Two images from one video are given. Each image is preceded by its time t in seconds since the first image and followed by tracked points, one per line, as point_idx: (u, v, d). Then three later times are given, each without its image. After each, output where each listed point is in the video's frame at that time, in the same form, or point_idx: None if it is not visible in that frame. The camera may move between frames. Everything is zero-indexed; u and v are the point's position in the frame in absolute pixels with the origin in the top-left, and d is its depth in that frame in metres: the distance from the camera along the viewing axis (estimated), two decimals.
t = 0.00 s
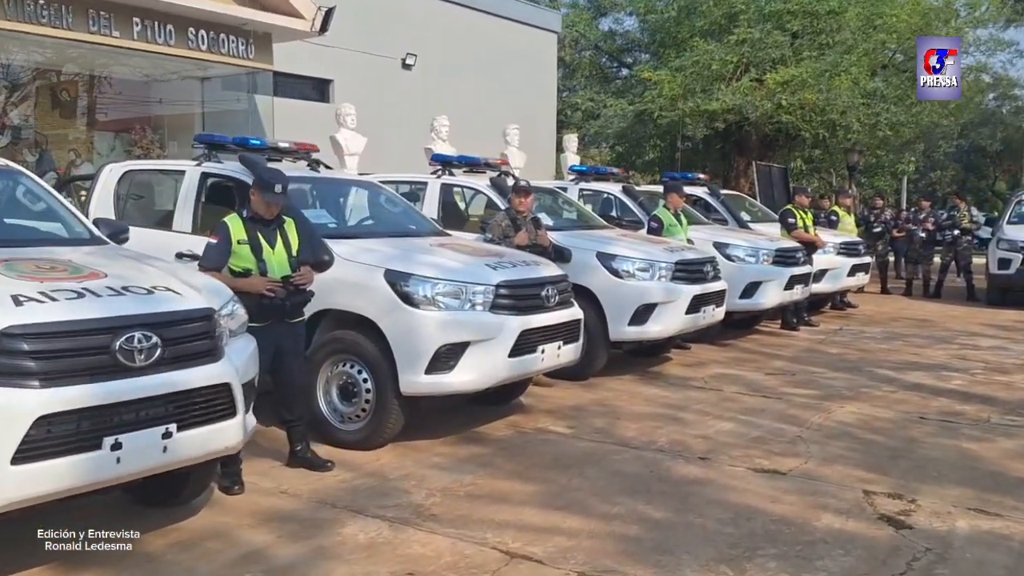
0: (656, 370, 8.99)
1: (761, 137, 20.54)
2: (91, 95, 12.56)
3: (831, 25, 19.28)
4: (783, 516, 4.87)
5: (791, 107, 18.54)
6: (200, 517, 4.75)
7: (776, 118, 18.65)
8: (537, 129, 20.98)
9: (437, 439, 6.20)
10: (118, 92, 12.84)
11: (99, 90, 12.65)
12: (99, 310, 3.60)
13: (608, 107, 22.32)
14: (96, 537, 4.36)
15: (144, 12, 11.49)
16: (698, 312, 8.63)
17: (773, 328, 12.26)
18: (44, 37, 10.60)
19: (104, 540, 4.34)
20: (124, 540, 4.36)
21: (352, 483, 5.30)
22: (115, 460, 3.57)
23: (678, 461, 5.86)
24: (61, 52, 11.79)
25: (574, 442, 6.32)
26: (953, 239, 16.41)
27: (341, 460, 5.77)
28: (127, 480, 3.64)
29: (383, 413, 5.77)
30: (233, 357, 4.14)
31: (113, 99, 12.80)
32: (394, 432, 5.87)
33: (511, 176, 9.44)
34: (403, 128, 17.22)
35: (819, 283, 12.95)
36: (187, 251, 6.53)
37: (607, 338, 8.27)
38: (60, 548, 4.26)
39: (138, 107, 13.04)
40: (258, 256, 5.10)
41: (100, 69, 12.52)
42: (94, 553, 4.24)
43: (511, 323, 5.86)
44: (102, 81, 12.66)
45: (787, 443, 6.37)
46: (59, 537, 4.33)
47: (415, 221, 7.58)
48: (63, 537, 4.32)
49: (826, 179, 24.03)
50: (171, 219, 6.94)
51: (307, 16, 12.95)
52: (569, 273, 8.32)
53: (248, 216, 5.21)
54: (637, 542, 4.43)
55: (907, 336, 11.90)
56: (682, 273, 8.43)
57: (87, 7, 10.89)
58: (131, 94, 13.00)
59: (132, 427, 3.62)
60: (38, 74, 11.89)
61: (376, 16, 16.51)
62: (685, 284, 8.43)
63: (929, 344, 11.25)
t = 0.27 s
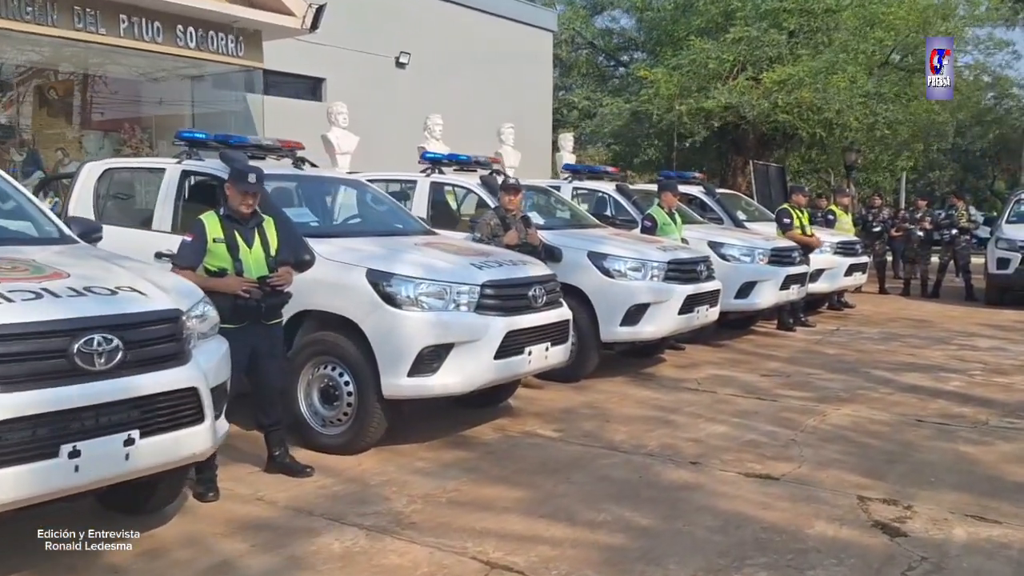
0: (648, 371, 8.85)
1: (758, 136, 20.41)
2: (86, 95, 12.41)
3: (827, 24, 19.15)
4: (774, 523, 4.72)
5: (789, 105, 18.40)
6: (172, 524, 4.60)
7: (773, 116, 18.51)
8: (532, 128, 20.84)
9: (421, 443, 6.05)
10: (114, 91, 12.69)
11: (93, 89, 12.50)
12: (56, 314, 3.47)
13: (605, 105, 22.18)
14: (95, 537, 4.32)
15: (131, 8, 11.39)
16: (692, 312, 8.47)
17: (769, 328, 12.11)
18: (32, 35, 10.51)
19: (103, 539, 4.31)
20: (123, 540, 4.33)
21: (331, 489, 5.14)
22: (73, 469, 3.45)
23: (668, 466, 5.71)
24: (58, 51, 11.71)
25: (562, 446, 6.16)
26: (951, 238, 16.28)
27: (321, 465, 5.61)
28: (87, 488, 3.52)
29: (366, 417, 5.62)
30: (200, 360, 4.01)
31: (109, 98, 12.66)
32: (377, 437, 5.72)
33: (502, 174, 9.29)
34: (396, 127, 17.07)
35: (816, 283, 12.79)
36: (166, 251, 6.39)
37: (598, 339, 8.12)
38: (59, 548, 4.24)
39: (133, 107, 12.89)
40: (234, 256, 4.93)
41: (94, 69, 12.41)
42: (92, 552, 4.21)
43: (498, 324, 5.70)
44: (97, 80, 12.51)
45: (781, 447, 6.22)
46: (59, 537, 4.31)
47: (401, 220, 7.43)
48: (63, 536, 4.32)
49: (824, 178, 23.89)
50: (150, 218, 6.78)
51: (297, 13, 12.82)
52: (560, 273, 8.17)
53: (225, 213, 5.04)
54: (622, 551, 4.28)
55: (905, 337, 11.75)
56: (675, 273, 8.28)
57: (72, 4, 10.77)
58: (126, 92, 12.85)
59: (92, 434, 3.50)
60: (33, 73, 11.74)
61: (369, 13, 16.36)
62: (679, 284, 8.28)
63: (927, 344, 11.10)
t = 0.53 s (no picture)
0: (640, 376, 8.68)
1: (755, 136, 20.25)
2: (79, 95, 12.20)
3: (825, 23, 18.98)
4: (762, 535, 4.55)
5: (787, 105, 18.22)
6: (136, 537, 4.43)
7: (770, 116, 18.33)
8: (527, 128, 20.67)
9: (400, 451, 5.88)
10: (110, 90, 12.51)
11: (88, 88, 12.30)
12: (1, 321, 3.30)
13: (601, 105, 21.99)
14: (96, 536, 4.39)
15: (117, 6, 11.37)
16: (682, 315, 8.31)
17: (765, 330, 11.93)
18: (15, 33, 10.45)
19: (104, 539, 4.38)
20: (125, 540, 4.40)
21: (303, 500, 4.97)
22: (17, 483, 3.30)
23: (654, 475, 5.53)
24: (54, 50, 11.62)
25: (546, 453, 5.99)
26: (950, 240, 16.05)
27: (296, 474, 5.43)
28: (36, 503, 3.38)
29: (342, 425, 5.44)
30: (158, 367, 3.83)
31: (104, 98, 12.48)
32: (354, 445, 5.55)
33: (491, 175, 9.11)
34: (390, 127, 16.89)
35: (813, 285, 12.61)
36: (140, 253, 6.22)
37: (587, 343, 7.96)
38: (60, 548, 4.29)
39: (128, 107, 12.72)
40: (202, 258, 4.75)
41: (88, 69, 12.17)
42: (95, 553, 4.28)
43: (478, 328, 5.54)
44: (91, 79, 12.32)
45: (772, 455, 6.04)
46: (58, 537, 4.35)
47: (385, 222, 7.27)
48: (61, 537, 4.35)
49: (822, 178, 23.71)
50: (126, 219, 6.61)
51: (286, 12, 12.68)
52: (547, 276, 8.01)
53: (195, 213, 4.85)
54: (602, 566, 4.11)
55: (902, 340, 11.57)
56: (665, 275, 8.12)
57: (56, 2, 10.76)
58: (122, 92, 12.67)
59: (38, 447, 3.34)
60: (29, 73, 11.61)
61: (362, 13, 16.19)
62: (669, 286, 8.12)
63: (925, 348, 10.91)
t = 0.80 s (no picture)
0: (634, 379, 8.51)
1: (755, 134, 20.05)
2: (75, 93, 12.02)
3: (825, 21, 18.80)
4: (753, 548, 4.39)
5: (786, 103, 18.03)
6: (105, 549, 4.28)
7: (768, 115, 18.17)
8: (525, 126, 20.51)
9: (383, 457, 5.72)
10: (107, 89, 12.34)
11: (85, 86, 12.11)
12: None
13: (599, 104, 21.83)
14: (97, 537, 4.35)
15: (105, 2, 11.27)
16: (677, 317, 8.15)
17: (763, 332, 11.76)
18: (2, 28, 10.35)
19: (106, 540, 4.34)
20: (127, 541, 4.37)
21: (280, 510, 4.81)
22: None
23: (644, 483, 5.37)
24: (51, 48, 11.41)
25: (534, 460, 5.83)
26: (952, 239, 15.83)
27: (274, 483, 5.27)
28: None
29: (323, 432, 5.29)
30: (121, 374, 3.67)
31: (101, 98, 12.30)
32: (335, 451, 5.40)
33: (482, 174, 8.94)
34: (385, 126, 16.73)
35: (812, 286, 12.44)
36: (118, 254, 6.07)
37: (579, 346, 7.81)
38: (60, 547, 4.24)
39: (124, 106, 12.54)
40: (175, 259, 4.59)
41: (86, 66, 12.00)
42: (96, 553, 4.24)
43: (463, 332, 5.38)
44: (88, 77, 12.14)
45: (766, 462, 5.88)
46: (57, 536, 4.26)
47: (372, 222, 7.11)
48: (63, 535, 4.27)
49: (822, 177, 23.54)
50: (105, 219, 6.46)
51: (278, 9, 12.54)
52: (539, 277, 7.86)
53: (168, 213, 4.69)
54: None
55: (902, 341, 11.40)
56: (659, 276, 7.96)
57: None
58: (119, 90, 12.50)
59: None
60: (26, 72, 11.45)
61: (357, 10, 16.04)
62: (663, 288, 7.96)
63: (925, 350, 10.74)
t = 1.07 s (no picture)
0: (628, 380, 8.33)
1: (754, 132, 19.87)
2: (70, 90, 11.78)
3: (823, 17, 18.64)
4: (747, 559, 4.22)
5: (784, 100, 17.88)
6: (72, 560, 4.10)
7: (766, 113, 18.00)
8: (521, 124, 20.33)
9: (367, 463, 5.54)
10: (103, 85, 12.10)
11: (80, 83, 11.87)
12: None
13: (596, 102, 21.64)
14: (97, 537, 4.31)
15: None
16: (672, 317, 7.96)
17: (761, 332, 11.58)
18: None
19: (106, 540, 4.29)
20: (125, 540, 4.30)
21: (257, 518, 4.63)
22: None
23: (635, 489, 5.19)
24: (46, 43, 11.16)
25: (524, 465, 5.64)
26: (952, 238, 15.64)
27: (252, 489, 5.08)
28: None
29: (303, 437, 5.11)
30: (81, 379, 3.52)
31: (97, 96, 12.06)
32: (316, 457, 5.22)
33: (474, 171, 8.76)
34: (378, 123, 16.56)
35: (810, 285, 12.27)
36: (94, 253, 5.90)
37: (572, 347, 7.62)
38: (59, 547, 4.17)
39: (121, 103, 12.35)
40: (146, 258, 4.41)
41: (80, 63, 11.78)
42: (94, 551, 4.18)
43: (448, 334, 5.19)
44: (83, 73, 11.89)
45: (762, 467, 5.70)
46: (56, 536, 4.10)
47: (360, 220, 6.93)
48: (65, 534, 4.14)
49: (821, 175, 23.38)
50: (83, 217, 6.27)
51: (268, 3, 12.36)
52: (531, 276, 7.68)
53: (138, 209, 4.50)
54: None
55: (901, 342, 11.22)
56: (653, 276, 7.78)
57: None
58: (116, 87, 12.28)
59: None
60: (21, 69, 11.20)
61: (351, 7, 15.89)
62: (657, 288, 7.78)
63: (924, 351, 10.56)
